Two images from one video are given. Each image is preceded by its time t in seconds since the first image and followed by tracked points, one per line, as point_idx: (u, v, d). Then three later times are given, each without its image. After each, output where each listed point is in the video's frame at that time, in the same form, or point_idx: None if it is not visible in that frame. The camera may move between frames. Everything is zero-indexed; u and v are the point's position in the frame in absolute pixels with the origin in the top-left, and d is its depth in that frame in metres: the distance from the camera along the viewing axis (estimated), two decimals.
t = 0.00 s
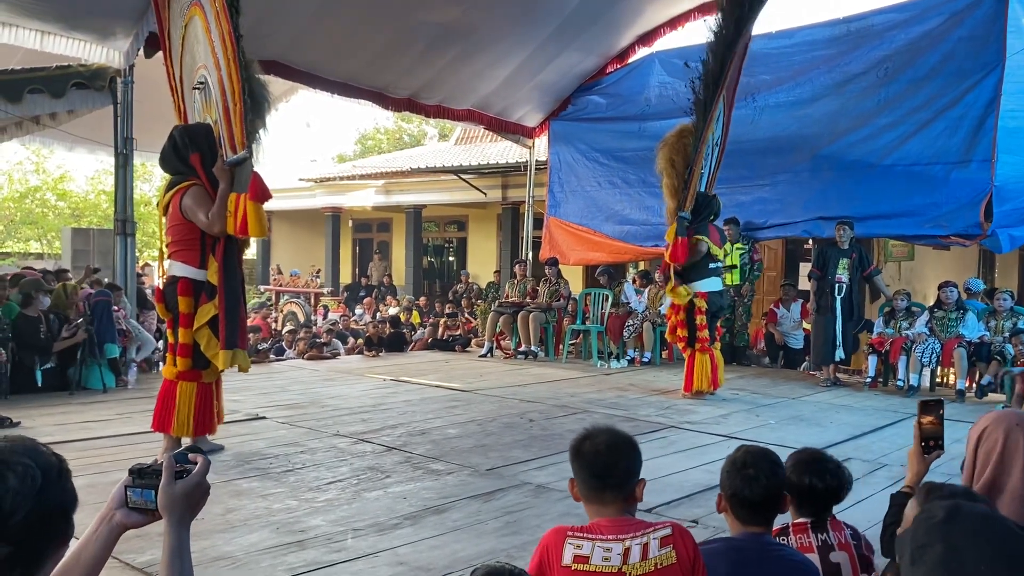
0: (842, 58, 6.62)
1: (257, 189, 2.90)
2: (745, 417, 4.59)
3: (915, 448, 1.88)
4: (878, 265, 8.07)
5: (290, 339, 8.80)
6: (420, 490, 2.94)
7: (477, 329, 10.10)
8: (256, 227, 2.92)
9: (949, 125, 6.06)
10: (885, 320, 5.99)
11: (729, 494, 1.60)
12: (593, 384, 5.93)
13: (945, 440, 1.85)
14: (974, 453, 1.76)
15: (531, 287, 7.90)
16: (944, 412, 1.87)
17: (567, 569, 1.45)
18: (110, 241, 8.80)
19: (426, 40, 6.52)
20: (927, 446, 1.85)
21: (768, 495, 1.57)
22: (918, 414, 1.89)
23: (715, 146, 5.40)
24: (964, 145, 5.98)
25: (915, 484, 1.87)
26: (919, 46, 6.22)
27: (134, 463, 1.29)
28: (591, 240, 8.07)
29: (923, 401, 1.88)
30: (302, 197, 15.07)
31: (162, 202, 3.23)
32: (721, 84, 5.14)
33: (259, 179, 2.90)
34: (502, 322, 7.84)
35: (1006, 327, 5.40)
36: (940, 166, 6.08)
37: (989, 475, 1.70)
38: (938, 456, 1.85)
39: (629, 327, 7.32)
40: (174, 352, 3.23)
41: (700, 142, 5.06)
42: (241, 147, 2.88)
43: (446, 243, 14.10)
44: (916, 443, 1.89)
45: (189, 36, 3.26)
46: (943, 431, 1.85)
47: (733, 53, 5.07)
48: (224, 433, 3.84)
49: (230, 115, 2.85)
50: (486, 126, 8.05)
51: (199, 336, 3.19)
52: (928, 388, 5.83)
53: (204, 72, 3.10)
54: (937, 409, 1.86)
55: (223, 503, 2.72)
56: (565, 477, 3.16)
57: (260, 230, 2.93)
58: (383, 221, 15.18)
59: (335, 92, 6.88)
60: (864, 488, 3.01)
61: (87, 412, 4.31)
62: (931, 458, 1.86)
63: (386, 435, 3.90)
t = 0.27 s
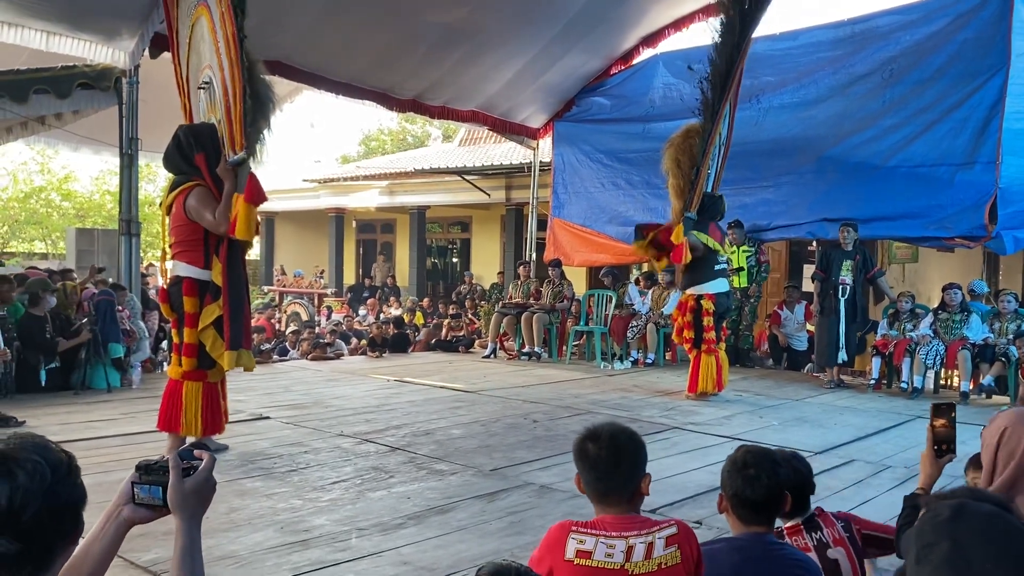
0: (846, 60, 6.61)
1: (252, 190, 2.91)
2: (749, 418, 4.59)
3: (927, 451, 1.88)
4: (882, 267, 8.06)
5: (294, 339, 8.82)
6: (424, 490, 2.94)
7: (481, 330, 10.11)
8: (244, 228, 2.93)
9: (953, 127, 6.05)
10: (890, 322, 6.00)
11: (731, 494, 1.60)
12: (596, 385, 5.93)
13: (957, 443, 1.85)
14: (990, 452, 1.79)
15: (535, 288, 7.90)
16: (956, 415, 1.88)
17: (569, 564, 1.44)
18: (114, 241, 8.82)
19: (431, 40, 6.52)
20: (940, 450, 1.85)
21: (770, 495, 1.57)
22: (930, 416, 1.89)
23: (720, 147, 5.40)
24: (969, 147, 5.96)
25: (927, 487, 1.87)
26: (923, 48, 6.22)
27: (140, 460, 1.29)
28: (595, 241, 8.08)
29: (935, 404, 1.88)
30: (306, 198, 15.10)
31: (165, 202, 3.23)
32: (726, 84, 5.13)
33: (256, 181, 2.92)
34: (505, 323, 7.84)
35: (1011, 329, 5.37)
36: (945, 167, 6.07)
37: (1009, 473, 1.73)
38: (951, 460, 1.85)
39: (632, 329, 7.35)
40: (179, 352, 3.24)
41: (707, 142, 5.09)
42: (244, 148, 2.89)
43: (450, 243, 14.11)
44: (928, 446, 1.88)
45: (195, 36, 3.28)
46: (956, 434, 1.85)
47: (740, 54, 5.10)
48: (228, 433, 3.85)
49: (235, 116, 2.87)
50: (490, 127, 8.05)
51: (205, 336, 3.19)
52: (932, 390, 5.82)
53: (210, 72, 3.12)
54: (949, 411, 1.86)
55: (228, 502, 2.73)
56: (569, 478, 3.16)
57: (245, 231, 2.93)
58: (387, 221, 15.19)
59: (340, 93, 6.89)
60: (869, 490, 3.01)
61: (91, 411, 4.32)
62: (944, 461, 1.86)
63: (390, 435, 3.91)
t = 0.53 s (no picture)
0: (849, 63, 6.62)
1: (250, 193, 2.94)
2: (752, 420, 4.59)
3: (935, 453, 1.89)
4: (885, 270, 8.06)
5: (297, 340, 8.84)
6: (428, 491, 2.95)
7: (484, 331, 10.12)
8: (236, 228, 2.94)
9: (956, 130, 6.05)
10: (893, 324, 6.00)
11: (734, 495, 1.61)
12: (599, 386, 5.94)
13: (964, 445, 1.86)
14: (1003, 455, 1.79)
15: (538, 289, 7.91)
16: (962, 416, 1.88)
17: (579, 565, 1.45)
18: (118, 241, 8.84)
19: (435, 42, 6.54)
20: (947, 451, 1.86)
21: (773, 496, 1.58)
22: (936, 418, 1.90)
23: (725, 149, 5.40)
24: (972, 150, 5.97)
25: (935, 489, 1.88)
26: (926, 51, 6.22)
27: (151, 459, 1.29)
28: (598, 242, 8.09)
29: (941, 406, 1.89)
30: (309, 198, 15.13)
31: (171, 203, 3.26)
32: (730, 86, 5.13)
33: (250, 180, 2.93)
34: (508, 324, 7.86)
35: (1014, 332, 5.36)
36: (948, 170, 6.08)
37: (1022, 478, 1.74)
38: (958, 461, 1.87)
39: (635, 331, 7.34)
40: (183, 352, 3.25)
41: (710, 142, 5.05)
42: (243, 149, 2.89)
43: (452, 245, 14.13)
44: (936, 447, 1.90)
45: (200, 37, 3.30)
46: (963, 435, 1.86)
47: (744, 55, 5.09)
48: (233, 433, 3.86)
49: (235, 117, 2.87)
50: (494, 129, 8.06)
51: (210, 337, 3.21)
52: (936, 393, 5.82)
53: (213, 74, 3.13)
54: (955, 413, 1.87)
55: (233, 502, 2.74)
56: (573, 479, 3.17)
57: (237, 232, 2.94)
58: (390, 222, 15.22)
59: (344, 94, 6.92)
60: (872, 492, 3.02)
61: (97, 411, 4.34)
62: (951, 463, 1.87)
63: (394, 436, 3.92)
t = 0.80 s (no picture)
0: (853, 66, 6.63)
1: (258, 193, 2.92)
2: (757, 424, 4.60)
3: (943, 458, 1.91)
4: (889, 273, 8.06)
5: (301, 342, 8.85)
6: (435, 494, 2.96)
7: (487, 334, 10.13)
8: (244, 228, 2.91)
9: (960, 133, 6.06)
10: (897, 327, 6.01)
11: (743, 500, 1.62)
12: (603, 390, 5.94)
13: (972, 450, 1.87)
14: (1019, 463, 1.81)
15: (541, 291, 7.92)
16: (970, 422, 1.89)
17: (590, 569, 1.47)
18: (123, 243, 8.86)
19: (439, 45, 6.56)
20: (955, 457, 1.88)
21: (781, 500, 1.59)
22: (945, 423, 1.91)
23: (730, 152, 5.40)
24: (976, 153, 5.97)
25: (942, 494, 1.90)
26: (931, 55, 6.22)
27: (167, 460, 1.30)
28: (602, 246, 8.14)
29: (949, 412, 1.89)
30: (313, 200, 15.15)
31: (179, 206, 3.28)
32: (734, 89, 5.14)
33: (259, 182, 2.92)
34: (512, 326, 7.88)
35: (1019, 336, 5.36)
36: (952, 174, 6.09)
37: None
38: (966, 467, 1.88)
39: (639, 334, 7.34)
40: (190, 354, 3.28)
41: (714, 143, 4.95)
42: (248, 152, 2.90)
43: (456, 247, 14.14)
44: (944, 453, 1.91)
45: (207, 40, 3.31)
46: (971, 441, 1.86)
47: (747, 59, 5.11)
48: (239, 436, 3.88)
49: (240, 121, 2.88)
50: (498, 132, 8.08)
51: (217, 340, 3.23)
52: (940, 397, 5.82)
53: (219, 77, 3.15)
54: (964, 418, 1.87)
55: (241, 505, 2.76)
56: (579, 483, 3.18)
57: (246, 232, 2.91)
58: (393, 225, 15.23)
59: (348, 97, 6.94)
60: (877, 496, 3.02)
61: (103, 414, 4.36)
62: (959, 469, 1.88)
63: (399, 439, 3.94)
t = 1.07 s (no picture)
0: (854, 69, 6.65)
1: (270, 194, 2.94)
2: (759, 425, 4.62)
3: (940, 461, 1.92)
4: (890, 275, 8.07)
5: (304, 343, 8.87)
6: (440, 495, 2.98)
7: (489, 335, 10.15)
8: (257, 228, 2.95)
9: (962, 135, 6.07)
10: (900, 329, 6.02)
11: (749, 501, 1.64)
12: (606, 391, 5.96)
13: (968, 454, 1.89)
14: None
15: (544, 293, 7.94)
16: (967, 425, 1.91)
17: (601, 569, 1.49)
18: (126, 245, 8.89)
19: (442, 48, 6.59)
20: (951, 460, 1.89)
21: (787, 500, 1.61)
22: (942, 427, 1.93)
23: (732, 154, 5.43)
24: (978, 155, 5.99)
25: (940, 496, 1.92)
26: (932, 57, 6.24)
27: (179, 459, 1.30)
28: (605, 247, 8.15)
29: (947, 415, 1.91)
30: (315, 202, 15.18)
31: (185, 208, 3.29)
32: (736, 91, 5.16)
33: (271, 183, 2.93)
34: (515, 328, 7.90)
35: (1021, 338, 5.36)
36: (954, 176, 6.10)
37: None
38: (962, 470, 1.90)
39: (642, 336, 7.35)
40: (195, 355, 3.30)
41: (717, 144, 4.97)
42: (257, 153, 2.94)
43: (457, 248, 14.17)
44: (941, 456, 1.92)
45: (212, 44, 3.34)
46: (968, 445, 1.88)
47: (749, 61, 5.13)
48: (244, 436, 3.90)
49: (248, 122, 2.92)
50: (501, 134, 8.12)
51: (221, 341, 3.25)
52: (942, 398, 5.83)
53: (226, 79, 3.18)
54: (960, 422, 1.89)
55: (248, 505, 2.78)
56: (582, 483, 3.20)
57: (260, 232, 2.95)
58: (395, 226, 15.26)
59: (352, 99, 6.98)
60: (880, 497, 3.04)
61: (109, 415, 4.38)
62: (956, 472, 1.90)
63: (404, 440, 3.95)
